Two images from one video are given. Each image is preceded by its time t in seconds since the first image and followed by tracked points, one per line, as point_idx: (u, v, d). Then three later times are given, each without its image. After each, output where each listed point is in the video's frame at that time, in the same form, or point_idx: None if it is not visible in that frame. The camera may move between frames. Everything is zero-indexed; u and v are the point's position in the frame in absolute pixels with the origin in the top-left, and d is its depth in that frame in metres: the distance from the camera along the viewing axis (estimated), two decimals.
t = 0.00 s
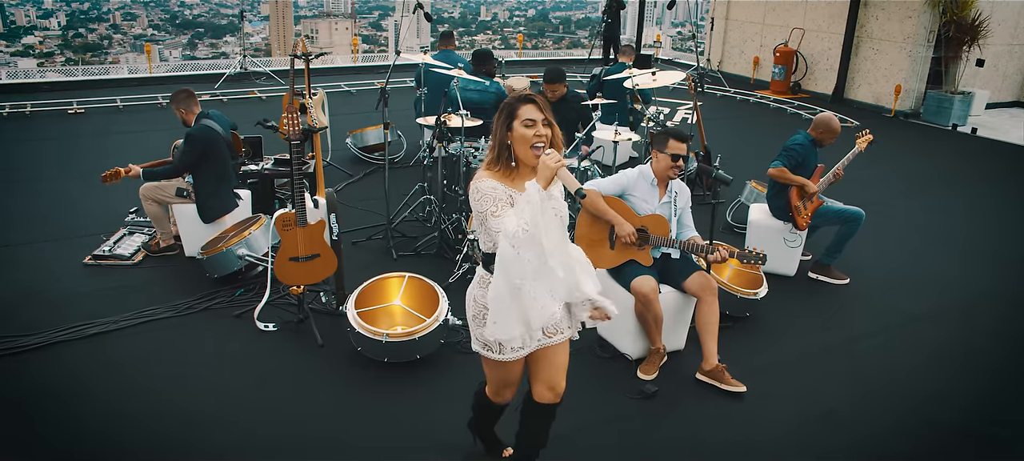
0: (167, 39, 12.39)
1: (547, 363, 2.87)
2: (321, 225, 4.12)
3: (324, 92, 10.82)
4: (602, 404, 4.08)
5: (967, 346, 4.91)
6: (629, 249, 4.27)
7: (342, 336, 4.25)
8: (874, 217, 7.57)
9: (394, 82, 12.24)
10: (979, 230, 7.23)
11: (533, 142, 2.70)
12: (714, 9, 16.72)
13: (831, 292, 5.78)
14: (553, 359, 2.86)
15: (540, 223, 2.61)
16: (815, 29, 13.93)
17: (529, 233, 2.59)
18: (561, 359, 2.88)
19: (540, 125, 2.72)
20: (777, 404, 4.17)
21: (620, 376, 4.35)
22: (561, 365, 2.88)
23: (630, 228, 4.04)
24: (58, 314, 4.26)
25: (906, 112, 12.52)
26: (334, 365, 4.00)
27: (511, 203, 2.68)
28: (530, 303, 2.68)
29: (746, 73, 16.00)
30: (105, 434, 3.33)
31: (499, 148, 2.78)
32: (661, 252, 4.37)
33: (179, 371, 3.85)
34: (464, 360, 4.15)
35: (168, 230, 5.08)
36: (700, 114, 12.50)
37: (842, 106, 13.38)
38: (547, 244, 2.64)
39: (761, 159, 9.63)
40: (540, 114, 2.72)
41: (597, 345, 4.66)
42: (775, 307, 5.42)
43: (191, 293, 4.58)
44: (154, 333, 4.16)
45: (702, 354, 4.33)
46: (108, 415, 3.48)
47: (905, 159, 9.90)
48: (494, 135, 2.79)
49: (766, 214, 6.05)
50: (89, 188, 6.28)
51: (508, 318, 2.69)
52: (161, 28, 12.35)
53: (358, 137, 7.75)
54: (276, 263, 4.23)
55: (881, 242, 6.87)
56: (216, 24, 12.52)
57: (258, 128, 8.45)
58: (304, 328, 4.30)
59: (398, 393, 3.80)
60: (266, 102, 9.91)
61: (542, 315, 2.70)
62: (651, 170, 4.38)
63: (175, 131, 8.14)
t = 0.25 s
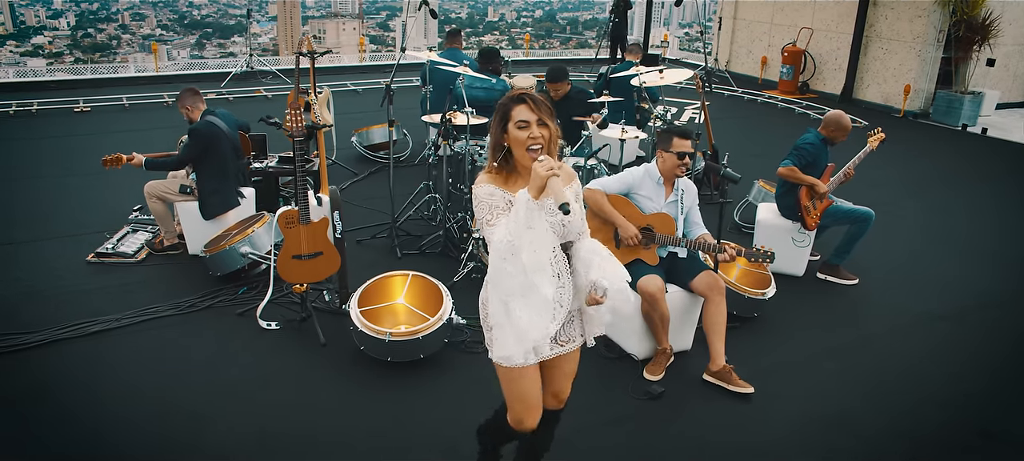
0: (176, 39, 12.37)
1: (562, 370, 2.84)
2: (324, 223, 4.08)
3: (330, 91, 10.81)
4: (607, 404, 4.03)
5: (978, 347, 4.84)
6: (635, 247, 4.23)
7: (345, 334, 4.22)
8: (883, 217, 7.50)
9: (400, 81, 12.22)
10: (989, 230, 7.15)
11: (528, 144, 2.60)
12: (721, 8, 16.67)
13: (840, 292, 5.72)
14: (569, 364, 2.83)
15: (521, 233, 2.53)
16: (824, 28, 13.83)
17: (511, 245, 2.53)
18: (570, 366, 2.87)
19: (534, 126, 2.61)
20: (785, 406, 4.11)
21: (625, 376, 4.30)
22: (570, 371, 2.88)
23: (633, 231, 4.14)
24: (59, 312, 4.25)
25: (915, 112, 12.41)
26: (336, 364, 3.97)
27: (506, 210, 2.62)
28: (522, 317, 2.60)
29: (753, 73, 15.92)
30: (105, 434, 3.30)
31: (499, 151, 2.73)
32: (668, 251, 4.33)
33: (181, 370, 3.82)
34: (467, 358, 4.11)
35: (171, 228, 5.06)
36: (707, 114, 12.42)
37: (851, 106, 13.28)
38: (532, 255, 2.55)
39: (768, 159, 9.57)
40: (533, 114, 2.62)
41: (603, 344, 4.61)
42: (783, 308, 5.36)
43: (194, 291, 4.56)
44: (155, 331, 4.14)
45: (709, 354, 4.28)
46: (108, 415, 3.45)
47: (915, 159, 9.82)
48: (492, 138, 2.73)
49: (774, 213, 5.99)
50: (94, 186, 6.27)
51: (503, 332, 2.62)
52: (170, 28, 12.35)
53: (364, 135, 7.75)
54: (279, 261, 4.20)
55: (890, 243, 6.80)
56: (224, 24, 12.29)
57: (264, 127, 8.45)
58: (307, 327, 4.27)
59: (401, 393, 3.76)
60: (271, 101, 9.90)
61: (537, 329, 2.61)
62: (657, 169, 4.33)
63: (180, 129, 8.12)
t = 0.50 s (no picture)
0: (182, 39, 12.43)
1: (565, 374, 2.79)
2: (326, 220, 4.05)
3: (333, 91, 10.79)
4: (610, 403, 4.00)
5: (984, 348, 4.79)
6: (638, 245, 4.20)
7: (346, 332, 4.19)
8: (890, 217, 7.43)
9: (404, 80, 12.18)
10: (997, 231, 7.08)
11: (539, 138, 2.54)
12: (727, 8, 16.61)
13: (846, 292, 5.67)
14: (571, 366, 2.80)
15: (516, 228, 2.45)
16: (830, 28, 13.75)
17: (503, 239, 2.46)
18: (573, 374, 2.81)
19: (545, 119, 2.53)
20: (788, 405, 4.07)
21: (629, 375, 4.26)
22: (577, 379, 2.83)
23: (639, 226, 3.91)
24: (60, 309, 4.23)
25: (921, 111, 12.32)
26: (337, 362, 3.94)
27: (510, 204, 2.53)
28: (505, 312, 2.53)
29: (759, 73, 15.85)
30: (102, 433, 3.28)
31: (512, 144, 2.64)
32: (672, 249, 4.25)
33: (180, 368, 3.80)
34: (468, 356, 4.08)
35: (173, 225, 5.04)
36: (712, 113, 12.37)
37: (857, 106, 13.20)
38: (525, 253, 2.47)
39: (774, 159, 9.52)
40: (545, 107, 2.53)
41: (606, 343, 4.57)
42: (788, 307, 5.31)
43: (195, 288, 4.54)
44: (156, 329, 4.12)
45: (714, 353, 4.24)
46: (106, 413, 3.43)
47: (921, 159, 9.74)
48: (506, 130, 2.65)
49: (780, 211, 5.94)
50: (97, 184, 6.26)
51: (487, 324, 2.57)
52: (176, 29, 12.32)
53: (367, 133, 7.74)
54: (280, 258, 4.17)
55: (897, 243, 6.74)
56: (228, 24, 12.53)
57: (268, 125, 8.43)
58: (308, 325, 4.24)
59: (401, 392, 3.73)
60: (275, 100, 9.87)
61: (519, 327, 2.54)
62: (660, 166, 4.33)
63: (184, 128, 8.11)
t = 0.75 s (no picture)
0: (186, 40, 12.46)
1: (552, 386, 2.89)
2: (326, 216, 4.02)
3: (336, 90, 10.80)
4: (611, 401, 3.97)
5: (989, 347, 4.75)
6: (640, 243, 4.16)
7: (347, 330, 4.17)
8: (894, 216, 7.40)
9: (406, 79, 12.18)
10: (1001, 230, 7.04)
11: (548, 137, 2.41)
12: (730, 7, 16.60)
13: (849, 290, 5.64)
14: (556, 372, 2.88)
15: (531, 235, 2.35)
16: (833, 27, 13.70)
17: (517, 245, 2.34)
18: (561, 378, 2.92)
19: (556, 118, 2.41)
20: (791, 403, 4.04)
21: (630, 372, 4.24)
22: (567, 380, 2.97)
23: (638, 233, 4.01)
24: (60, 305, 4.22)
25: (925, 111, 12.27)
26: (337, 359, 3.92)
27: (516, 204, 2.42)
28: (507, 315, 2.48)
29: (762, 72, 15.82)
30: (102, 431, 3.26)
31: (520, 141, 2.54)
32: (674, 247, 4.26)
33: (179, 366, 3.78)
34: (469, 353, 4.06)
35: (174, 224, 5.02)
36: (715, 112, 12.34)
37: (860, 105, 13.16)
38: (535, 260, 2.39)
39: (777, 158, 9.49)
40: (556, 105, 2.41)
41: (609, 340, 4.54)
42: (791, 305, 5.28)
43: (196, 285, 4.53)
44: (155, 325, 4.11)
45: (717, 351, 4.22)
46: (106, 410, 3.41)
47: (925, 158, 9.71)
48: (514, 125, 2.54)
49: (783, 209, 5.91)
50: (98, 182, 6.26)
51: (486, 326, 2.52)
52: (180, 30, 12.51)
53: (369, 132, 7.75)
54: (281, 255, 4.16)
55: (900, 242, 6.71)
56: (232, 24, 12.65)
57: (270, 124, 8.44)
58: (309, 322, 4.22)
59: (402, 388, 3.70)
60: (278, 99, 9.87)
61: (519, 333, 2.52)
62: (660, 163, 4.27)
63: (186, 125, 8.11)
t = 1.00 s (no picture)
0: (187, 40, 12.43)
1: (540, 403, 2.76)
2: (326, 211, 4.01)
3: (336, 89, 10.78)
4: (611, 396, 3.95)
5: (990, 343, 4.73)
6: (640, 237, 4.19)
7: (345, 325, 4.15)
8: (895, 214, 7.37)
9: (407, 77, 12.13)
10: (1004, 227, 7.01)
11: (527, 128, 2.36)
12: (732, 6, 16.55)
13: (851, 286, 5.61)
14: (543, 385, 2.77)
15: (507, 220, 2.29)
16: (835, 26, 13.67)
17: (490, 229, 2.27)
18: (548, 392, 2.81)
19: (536, 109, 2.36)
20: (792, 399, 4.02)
21: (631, 367, 4.22)
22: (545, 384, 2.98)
23: (644, 211, 4.05)
24: (58, 301, 4.21)
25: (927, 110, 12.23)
26: (335, 355, 3.90)
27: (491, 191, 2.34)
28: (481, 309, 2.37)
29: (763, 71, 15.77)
30: (105, 434, 3.20)
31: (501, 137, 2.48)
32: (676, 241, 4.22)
33: (177, 361, 3.76)
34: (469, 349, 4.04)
35: (174, 219, 5.00)
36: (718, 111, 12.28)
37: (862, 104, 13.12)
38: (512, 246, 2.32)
39: (779, 156, 9.46)
40: (536, 95, 2.37)
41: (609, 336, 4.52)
42: (793, 301, 5.26)
43: (195, 281, 4.51)
44: (154, 321, 4.09)
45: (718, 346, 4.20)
46: (104, 406, 3.39)
47: (927, 156, 9.67)
48: (495, 120, 2.48)
49: (784, 205, 5.89)
50: (98, 179, 6.24)
51: (461, 329, 2.39)
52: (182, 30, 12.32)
53: (369, 129, 7.71)
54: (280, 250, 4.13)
55: (902, 239, 6.68)
56: (234, 25, 12.48)
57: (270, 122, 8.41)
58: (308, 317, 4.21)
59: (402, 382, 3.69)
60: (278, 98, 9.82)
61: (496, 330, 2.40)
62: (659, 156, 4.27)
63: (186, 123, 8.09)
